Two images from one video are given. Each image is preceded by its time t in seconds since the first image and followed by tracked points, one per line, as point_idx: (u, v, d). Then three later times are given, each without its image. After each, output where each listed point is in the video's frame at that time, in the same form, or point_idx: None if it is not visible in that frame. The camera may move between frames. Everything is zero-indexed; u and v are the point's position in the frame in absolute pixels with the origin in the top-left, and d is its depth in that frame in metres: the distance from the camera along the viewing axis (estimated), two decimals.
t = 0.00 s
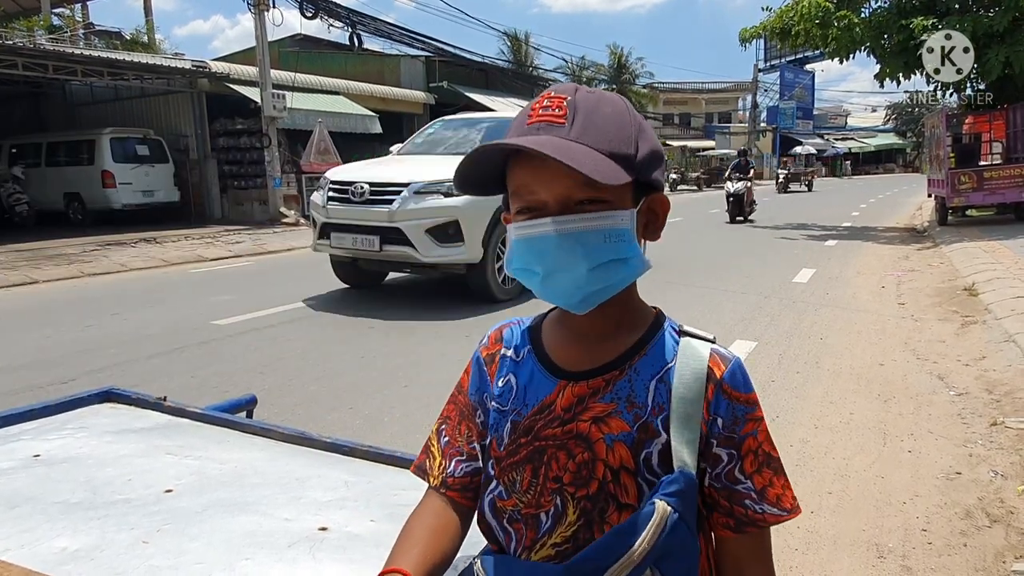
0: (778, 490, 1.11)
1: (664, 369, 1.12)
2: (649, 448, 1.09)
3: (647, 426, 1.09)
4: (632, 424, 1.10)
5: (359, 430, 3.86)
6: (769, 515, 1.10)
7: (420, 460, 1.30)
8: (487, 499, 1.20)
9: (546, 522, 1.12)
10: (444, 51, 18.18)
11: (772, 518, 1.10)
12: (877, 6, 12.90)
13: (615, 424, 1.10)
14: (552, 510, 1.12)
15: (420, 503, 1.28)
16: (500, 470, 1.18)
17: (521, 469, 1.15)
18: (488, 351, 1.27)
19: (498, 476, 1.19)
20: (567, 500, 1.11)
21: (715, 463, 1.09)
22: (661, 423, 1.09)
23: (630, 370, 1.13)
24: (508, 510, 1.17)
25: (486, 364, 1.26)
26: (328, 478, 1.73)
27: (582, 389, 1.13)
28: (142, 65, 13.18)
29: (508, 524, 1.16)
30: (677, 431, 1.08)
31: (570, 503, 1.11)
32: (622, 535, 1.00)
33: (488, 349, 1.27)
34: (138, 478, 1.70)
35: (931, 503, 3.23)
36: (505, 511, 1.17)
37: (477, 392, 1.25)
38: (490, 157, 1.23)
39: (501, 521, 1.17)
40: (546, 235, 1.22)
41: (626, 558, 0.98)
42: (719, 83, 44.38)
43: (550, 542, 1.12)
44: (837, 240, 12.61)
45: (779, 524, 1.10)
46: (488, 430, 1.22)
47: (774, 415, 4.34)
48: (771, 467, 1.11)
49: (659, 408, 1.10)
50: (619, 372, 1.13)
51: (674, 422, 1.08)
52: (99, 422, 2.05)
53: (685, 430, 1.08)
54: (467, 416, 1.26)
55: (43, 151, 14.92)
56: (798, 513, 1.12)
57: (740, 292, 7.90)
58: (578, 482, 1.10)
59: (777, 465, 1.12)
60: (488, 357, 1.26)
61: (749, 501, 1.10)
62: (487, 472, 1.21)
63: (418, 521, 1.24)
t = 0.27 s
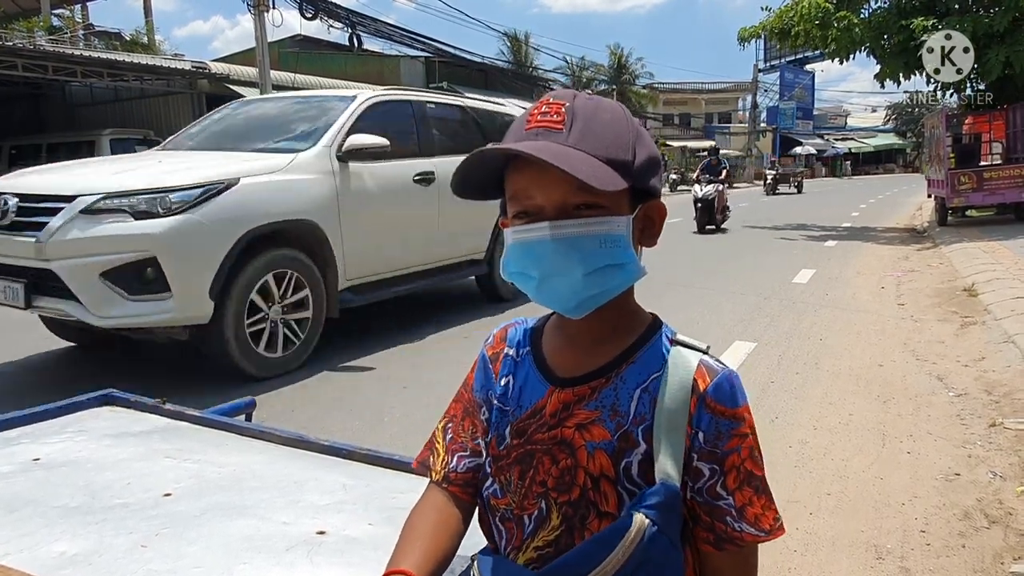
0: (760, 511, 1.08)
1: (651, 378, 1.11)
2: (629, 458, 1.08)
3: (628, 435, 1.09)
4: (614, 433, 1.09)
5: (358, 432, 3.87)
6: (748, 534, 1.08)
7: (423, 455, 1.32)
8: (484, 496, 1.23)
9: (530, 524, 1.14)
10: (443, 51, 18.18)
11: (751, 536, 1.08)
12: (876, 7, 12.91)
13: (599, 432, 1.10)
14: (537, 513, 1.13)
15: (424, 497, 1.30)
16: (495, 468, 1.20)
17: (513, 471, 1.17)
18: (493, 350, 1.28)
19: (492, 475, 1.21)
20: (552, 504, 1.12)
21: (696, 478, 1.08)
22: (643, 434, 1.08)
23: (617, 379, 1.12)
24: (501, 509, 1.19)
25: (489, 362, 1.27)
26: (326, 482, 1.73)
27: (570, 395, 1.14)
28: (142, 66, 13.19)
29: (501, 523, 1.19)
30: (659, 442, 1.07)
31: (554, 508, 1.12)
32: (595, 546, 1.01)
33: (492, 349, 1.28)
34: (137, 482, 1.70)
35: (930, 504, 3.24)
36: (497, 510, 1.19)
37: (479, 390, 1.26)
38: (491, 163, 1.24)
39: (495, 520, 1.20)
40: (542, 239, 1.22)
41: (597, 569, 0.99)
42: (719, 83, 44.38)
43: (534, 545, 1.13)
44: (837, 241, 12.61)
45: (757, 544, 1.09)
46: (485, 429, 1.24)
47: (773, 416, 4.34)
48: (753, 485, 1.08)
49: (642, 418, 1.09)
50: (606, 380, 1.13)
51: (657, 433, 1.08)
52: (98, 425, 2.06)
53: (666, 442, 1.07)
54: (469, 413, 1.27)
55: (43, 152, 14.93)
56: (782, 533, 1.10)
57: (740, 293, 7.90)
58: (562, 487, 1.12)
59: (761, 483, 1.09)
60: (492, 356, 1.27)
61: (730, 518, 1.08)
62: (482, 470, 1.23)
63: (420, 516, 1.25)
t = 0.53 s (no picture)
0: (760, 519, 1.08)
1: (650, 383, 1.11)
2: (625, 463, 1.09)
3: (625, 440, 1.09)
4: (611, 438, 1.09)
5: (358, 432, 3.87)
6: (747, 542, 1.07)
7: (423, 454, 1.32)
8: (484, 497, 1.23)
9: (526, 527, 1.14)
10: (443, 51, 18.19)
11: (750, 546, 1.07)
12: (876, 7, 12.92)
13: (595, 437, 1.10)
14: (533, 516, 1.14)
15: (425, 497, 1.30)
16: (493, 470, 1.20)
17: (511, 473, 1.17)
18: (494, 350, 1.28)
19: (491, 476, 1.21)
20: (549, 507, 1.12)
21: (696, 484, 1.07)
22: (641, 439, 1.08)
23: (615, 384, 1.12)
24: (498, 510, 1.19)
25: (490, 362, 1.28)
26: (326, 482, 1.73)
27: (568, 399, 1.14)
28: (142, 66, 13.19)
29: (499, 525, 1.19)
30: (657, 449, 1.07)
31: (551, 511, 1.12)
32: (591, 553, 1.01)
33: (494, 349, 1.29)
34: (137, 482, 1.70)
35: (930, 504, 3.24)
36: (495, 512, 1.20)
37: (480, 390, 1.27)
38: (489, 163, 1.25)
39: (493, 521, 1.20)
40: (536, 239, 1.22)
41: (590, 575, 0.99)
42: (719, 83, 44.38)
43: (530, 548, 1.14)
44: (836, 241, 12.62)
45: (757, 553, 1.08)
46: (486, 429, 1.24)
47: (773, 417, 4.34)
48: (753, 493, 1.08)
49: (639, 423, 1.09)
50: (604, 384, 1.12)
51: (655, 439, 1.07)
52: (99, 425, 2.06)
53: (664, 448, 1.07)
54: (471, 413, 1.27)
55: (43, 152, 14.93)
56: (782, 541, 1.09)
57: (740, 293, 7.90)
58: (559, 489, 1.12)
59: (761, 491, 1.09)
60: (492, 357, 1.28)
61: (730, 526, 1.08)
62: (481, 471, 1.23)
63: (420, 514, 1.25)
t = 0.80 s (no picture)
0: (762, 529, 1.07)
1: (650, 388, 1.10)
2: (624, 470, 1.08)
3: (624, 447, 1.08)
4: (610, 444, 1.09)
5: (357, 432, 3.86)
6: (749, 553, 1.07)
7: (425, 453, 1.32)
8: (485, 497, 1.23)
9: (526, 530, 1.15)
10: (442, 52, 18.19)
11: (751, 556, 1.06)
12: (874, 7, 12.92)
13: (593, 442, 1.10)
14: (532, 520, 1.14)
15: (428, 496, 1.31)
16: (493, 472, 1.20)
17: (510, 475, 1.17)
18: (495, 350, 1.28)
19: (491, 477, 1.21)
20: (547, 510, 1.12)
21: (697, 493, 1.07)
22: (640, 446, 1.08)
23: (614, 388, 1.11)
24: (500, 512, 1.19)
25: (491, 362, 1.28)
26: (326, 483, 1.73)
27: (568, 402, 1.13)
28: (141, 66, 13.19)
29: (501, 526, 1.19)
30: (656, 456, 1.06)
31: (549, 515, 1.12)
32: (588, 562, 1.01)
33: (495, 350, 1.29)
34: (136, 483, 1.70)
35: (930, 504, 3.24)
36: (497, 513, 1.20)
37: (481, 390, 1.27)
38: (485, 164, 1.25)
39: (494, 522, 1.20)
40: (530, 241, 1.22)
41: None
42: (718, 83, 44.38)
43: (529, 550, 1.14)
44: (836, 241, 12.62)
45: (758, 563, 1.07)
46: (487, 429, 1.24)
47: (772, 417, 4.34)
48: (755, 502, 1.06)
49: (638, 430, 1.08)
50: (604, 389, 1.12)
51: (653, 445, 1.07)
52: (98, 426, 2.05)
53: (664, 456, 1.06)
54: (472, 413, 1.27)
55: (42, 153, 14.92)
56: (785, 551, 1.08)
57: (739, 294, 7.89)
58: (558, 494, 1.12)
59: (763, 501, 1.07)
60: (493, 356, 1.28)
61: (731, 536, 1.07)
62: (482, 471, 1.23)
63: (422, 513, 1.26)
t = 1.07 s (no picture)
0: (762, 535, 1.07)
1: (652, 390, 1.09)
2: (623, 471, 1.08)
3: (623, 449, 1.08)
4: (609, 445, 1.09)
5: (357, 433, 3.86)
6: (749, 557, 1.06)
7: (424, 450, 1.32)
8: (482, 495, 1.23)
9: (523, 529, 1.15)
10: (442, 52, 18.18)
11: (751, 560, 1.06)
12: (874, 7, 12.91)
13: (592, 442, 1.10)
14: (530, 518, 1.14)
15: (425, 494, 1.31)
16: (491, 470, 1.20)
17: (508, 473, 1.17)
18: (494, 348, 1.29)
19: (488, 475, 1.21)
20: (545, 510, 1.13)
21: (696, 496, 1.07)
22: (640, 446, 1.08)
23: (615, 388, 1.11)
24: (499, 510, 1.19)
25: (490, 361, 1.28)
26: (325, 483, 1.73)
27: (567, 402, 1.13)
28: (140, 67, 13.18)
29: (499, 524, 1.19)
30: (655, 457, 1.06)
31: (547, 515, 1.12)
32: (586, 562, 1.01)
33: (494, 347, 1.29)
34: (136, 483, 1.70)
35: (929, 504, 3.24)
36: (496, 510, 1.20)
37: (479, 387, 1.27)
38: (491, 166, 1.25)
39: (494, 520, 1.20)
40: (536, 243, 1.22)
41: None
42: (718, 84, 44.35)
43: (527, 550, 1.15)
44: (835, 241, 12.62)
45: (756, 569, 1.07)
46: (484, 426, 1.24)
47: (772, 417, 4.34)
48: (754, 506, 1.06)
49: (638, 431, 1.08)
50: (604, 389, 1.12)
51: (654, 445, 1.07)
52: (98, 426, 2.05)
53: (664, 457, 1.06)
54: (470, 411, 1.27)
55: (41, 154, 14.91)
56: (784, 556, 1.08)
57: (739, 294, 7.89)
58: (557, 494, 1.12)
59: (763, 504, 1.07)
60: (492, 355, 1.28)
61: (730, 541, 1.07)
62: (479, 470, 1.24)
63: (420, 510, 1.26)
